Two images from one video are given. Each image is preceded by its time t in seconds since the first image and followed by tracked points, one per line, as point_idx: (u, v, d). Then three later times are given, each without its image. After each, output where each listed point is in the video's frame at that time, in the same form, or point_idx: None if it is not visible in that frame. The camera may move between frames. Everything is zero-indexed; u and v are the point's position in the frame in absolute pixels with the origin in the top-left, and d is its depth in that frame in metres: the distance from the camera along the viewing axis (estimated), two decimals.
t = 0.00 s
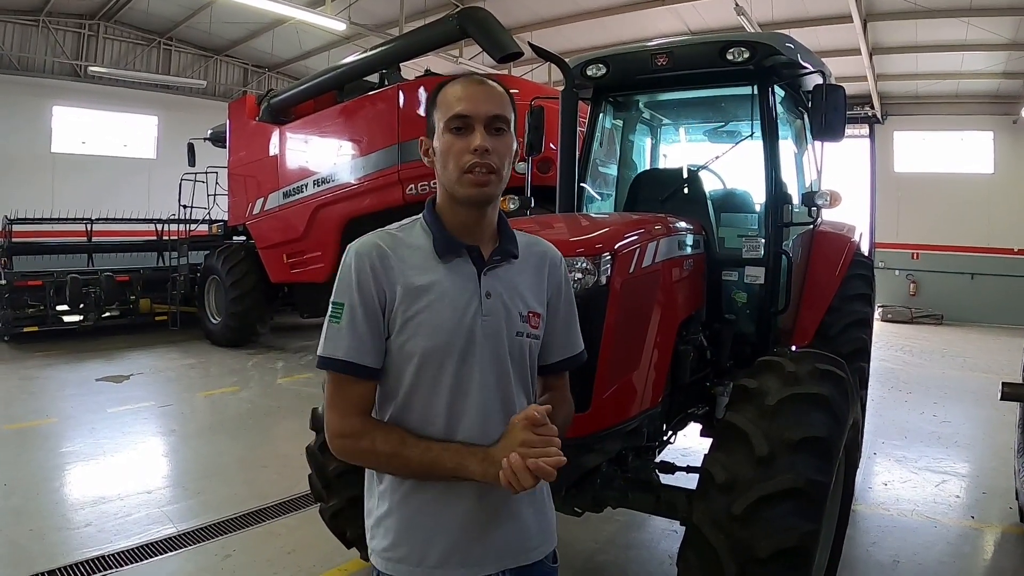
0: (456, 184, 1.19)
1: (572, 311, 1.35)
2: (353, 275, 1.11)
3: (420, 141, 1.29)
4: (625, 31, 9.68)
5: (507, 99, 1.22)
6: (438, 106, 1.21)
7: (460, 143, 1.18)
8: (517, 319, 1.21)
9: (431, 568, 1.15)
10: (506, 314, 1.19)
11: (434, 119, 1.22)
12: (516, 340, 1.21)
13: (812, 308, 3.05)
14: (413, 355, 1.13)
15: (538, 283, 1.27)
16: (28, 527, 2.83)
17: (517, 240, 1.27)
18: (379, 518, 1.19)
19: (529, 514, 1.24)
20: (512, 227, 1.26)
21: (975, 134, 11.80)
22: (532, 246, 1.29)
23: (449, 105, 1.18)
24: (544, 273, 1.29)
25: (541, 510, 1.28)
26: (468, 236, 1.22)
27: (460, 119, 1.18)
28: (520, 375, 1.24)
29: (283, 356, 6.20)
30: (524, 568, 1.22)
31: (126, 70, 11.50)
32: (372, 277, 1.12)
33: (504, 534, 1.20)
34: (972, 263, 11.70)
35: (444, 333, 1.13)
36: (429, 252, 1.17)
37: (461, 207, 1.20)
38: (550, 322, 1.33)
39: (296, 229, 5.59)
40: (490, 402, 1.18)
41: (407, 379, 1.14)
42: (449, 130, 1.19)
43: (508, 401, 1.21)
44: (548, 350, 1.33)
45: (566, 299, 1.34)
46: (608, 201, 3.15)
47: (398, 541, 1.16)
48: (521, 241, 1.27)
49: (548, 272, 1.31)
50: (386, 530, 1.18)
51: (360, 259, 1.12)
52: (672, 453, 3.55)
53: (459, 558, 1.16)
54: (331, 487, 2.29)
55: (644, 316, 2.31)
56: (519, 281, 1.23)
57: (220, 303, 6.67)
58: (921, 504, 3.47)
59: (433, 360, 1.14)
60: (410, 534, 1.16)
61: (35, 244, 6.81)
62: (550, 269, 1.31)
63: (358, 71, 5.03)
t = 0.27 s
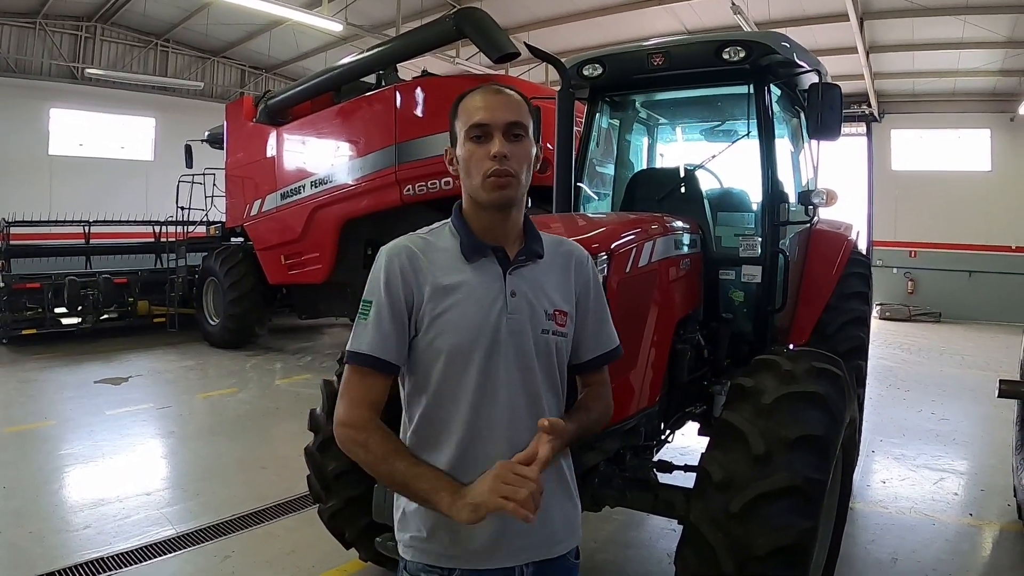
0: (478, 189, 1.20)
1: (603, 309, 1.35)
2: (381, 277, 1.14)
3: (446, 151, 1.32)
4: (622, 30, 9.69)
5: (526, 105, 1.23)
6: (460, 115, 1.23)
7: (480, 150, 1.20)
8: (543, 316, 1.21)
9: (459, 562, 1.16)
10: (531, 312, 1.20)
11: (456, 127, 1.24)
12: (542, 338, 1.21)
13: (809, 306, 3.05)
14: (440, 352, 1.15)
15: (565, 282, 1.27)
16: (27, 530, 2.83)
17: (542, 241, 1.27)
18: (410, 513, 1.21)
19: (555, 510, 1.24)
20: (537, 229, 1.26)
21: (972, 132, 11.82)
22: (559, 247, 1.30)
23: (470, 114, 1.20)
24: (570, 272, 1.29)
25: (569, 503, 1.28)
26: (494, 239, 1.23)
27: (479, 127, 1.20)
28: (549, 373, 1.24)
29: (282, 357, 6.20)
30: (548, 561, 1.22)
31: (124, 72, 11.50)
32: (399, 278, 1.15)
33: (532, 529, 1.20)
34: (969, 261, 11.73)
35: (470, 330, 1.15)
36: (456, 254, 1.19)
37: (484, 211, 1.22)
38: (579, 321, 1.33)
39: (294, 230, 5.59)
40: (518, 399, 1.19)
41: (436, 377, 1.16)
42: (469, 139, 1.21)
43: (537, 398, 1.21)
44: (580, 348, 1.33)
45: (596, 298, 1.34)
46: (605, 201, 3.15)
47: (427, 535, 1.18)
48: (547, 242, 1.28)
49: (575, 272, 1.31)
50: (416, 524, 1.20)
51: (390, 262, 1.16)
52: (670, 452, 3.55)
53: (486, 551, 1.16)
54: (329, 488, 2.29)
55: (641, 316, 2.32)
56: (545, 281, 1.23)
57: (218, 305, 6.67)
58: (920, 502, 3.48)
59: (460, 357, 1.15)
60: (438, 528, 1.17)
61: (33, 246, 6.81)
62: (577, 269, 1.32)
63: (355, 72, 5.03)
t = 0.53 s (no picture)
0: (494, 194, 1.22)
1: (615, 320, 1.32)
2: (391, 276, 1.18)
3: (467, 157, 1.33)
4: (618, 32, 9.69)
5: (545, 114, 1.24)
6: (480, 121, 1.25)
7: (497, 156, 1.21)
8: (549, 323, 1.20)
9: (455, 561, 1.16)
10: (537, 319, 1.19)
11: (476, 133, 1.26)
12: (548, 344, 1.20)
13: (806, 307, 3.04)
14: (444, 352, 1.17)
15: (576, 290, 1.26)
16: (24, 534, 2.83)
17: (555, 249, 1.27)
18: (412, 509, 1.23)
19: (558, 518, 1.23)
20: (551, 236, 1.26)
21: (968, 132, 11.84)
22: (573, 256, 1.29)
23: (489, 120, 1.22)
24: (582, 280, 1.28)
25: (572, 509, 1.27)
26: (507, 244, 1.24)
27: (498, 133, 1.21)
28: (555, 381, 1.22)
29: (280, 360, 6.20)
30: (548, 565, 1.21)
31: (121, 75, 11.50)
32: (408, 277, 1.18)
33: (531, 534, 1.19)
34: (966, 261, 11.75)
35: (474, 332, 1.16)
36: (465, 256, 1.21)
37: (499, 216, 1.22)
38: (591, 331, 1.31)
39: (291, 232, 5.59)
40: (522, 404, 1.18)
41: (441, 377, 1.18)
42: (487, 145, 1.22)
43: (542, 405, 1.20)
44: (590, 357, 1.30)
45: (608, 308, 1.32)
46: (601, 202, 3.16)
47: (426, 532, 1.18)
48: (560, 250, 1.27)
49: (587, 281, 1.30)
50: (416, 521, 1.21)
51: (400, 261, 1.19)
52: (667, 453, 3.56)
53: (482, 553, 1.16)
54: (326, 491, 2.29)
55: (636, 317, 2.32)
56: (554, 288, 1.23)
57: (215, 308, 6.67)
58: (918, 502, 3.48)
59: (464, 359, 1.16)
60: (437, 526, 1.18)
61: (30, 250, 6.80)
62: (590, 278, 1.30)
63: (352, 74, 5.03)
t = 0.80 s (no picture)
0: (487, 205, 1.22)
1: (614, 329, 1.30)
2: (388, 278, 1.20)
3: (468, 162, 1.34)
4: (616, 35, 9.71)
5: (535, 120, 1.23)
6: (472, 130, 1.25)
7: (487, 167, 1.21)
8: (542, 331, 1.21)
9: (446, 562, 1.18)
10: (530, 325, 1.20)
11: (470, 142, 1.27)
12: (541, 351, 1.21)
13: (805, 309, 3.04)
14: (438, 355, 1.19)
15: (573, 298, 1.25)
16: (24, 541, 2.84)
17: (554, 256, 1.26)
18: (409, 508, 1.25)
19: (551, 526, 1.22)
20: (549, 243, 1.26)
21: (966, 134, 11.85)
22: (572, 263, 1.29)
23: (479, 129, 1.22)
24: (580, 289, 1.27)
25: (570, 519, 1.26)
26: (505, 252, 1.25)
27: (487, 144, 1.22)
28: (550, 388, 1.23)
29: (280, 365, 6.21)
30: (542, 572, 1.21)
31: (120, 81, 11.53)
32: (404, 281, 1.20)
33: (522, 542, 1.19)
34: (965, 262, 11.74)
35: (466, 336, 1.18)
36: (461, 262, 1.22)
37: (494, 226, 1.23)
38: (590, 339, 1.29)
39: (290, 238, 5.60)
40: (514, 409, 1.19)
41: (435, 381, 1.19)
42: (479, 155, 1.23)
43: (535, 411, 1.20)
44: (585, 367, 1.27)
45: (607, 316, 1.30)
46: (599, 207, 3.17)
47: (420, 532, 1.21)
48: (558, 257, 1.27)
49: (586, 289, 1.28)
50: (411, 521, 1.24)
51: (399, 265, 1.21)
52: (666, 457, 3.56)
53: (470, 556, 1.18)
54: (323, 497, 2.30)
55: (632, 322, 2.32)
56: (550, 295, 1.23)
57: (215, 313, 6.69)
58: (917, 504, 3.48)
59: (457, 363, 1.18)
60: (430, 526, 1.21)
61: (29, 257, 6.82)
62: (589, 286, 1.29)
63: (349, 79, 5.02)
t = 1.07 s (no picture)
0: (473, 207, 1.23)
1: (602, 333, 1.31)
2: (376, 272, 1.20)
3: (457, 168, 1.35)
4: (619, 35, 9.70)
5: (514, 119, 1.23)
6: (454, 136, 1.26)
7: (469, 171, 1.23)
8: (530, 330, 1.21)
9: (430, 563, 1.19)
10: (518, 323, 1.20)
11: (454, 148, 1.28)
12: (528, 350, 1.21)
13: (805, 311, 3.04)
14: (425, 350, 1.19)
15: (562, 299, 1.26)
16: (22, 533, 2.85)
17: (543, 257, 1.27)
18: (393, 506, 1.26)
19: (535, 530, 1.23)
20: (537, 243, 1.27)
21: (970, 137, 11.82)
22: (561, 265, 1.29)
23: (460, 135, 1.23)
24: (570, 290, 1.28)
25: (557, 524, 1.26)
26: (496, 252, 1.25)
27: (468, 149, 1.23)
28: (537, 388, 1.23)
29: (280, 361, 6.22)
30: None
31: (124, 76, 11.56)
32: (392, 276, 1.20)
33: (506, 542, 1.20)
34: (968, 266, 11.70)
35: (453, 333, 1.18)
36: (451, 259, 1.22)
37: (482, 227, 1.24)
38: (579, 341, 1.30)
39: (292, 234, 5.61)
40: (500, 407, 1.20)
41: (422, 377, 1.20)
42: (461, 161, 1.24)
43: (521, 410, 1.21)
44: (575, 368, 1.29)
45: (596, 319, 1.31)
46: (601, 207, 3.17)
47: (404, 529, 1.22)
48: (547, 258, 1.28)
49: (576, 291, 1.29)
50: (394, 519, 1.24)
51: (388, 260, 1.21)
52: (664, 458, 3.56)
53: (453, 556, 1.18)
54: (321, 493, 2.31)
55: (631, 322, 2.32)
56: (538, 295, 1.23)
57: (216, 309, 6.70)
58: (916, 508, 3.48)
59: (444, 359, 1.18)
60: (415, 524, 1.21)
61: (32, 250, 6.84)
62: (579, 287, 1.30)
63: (353, 76, 5.03)
